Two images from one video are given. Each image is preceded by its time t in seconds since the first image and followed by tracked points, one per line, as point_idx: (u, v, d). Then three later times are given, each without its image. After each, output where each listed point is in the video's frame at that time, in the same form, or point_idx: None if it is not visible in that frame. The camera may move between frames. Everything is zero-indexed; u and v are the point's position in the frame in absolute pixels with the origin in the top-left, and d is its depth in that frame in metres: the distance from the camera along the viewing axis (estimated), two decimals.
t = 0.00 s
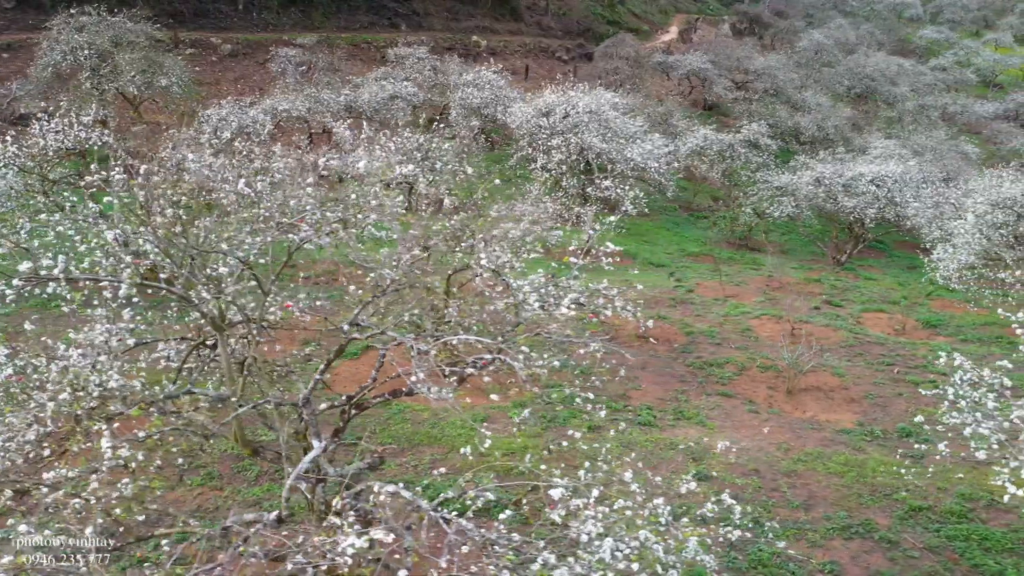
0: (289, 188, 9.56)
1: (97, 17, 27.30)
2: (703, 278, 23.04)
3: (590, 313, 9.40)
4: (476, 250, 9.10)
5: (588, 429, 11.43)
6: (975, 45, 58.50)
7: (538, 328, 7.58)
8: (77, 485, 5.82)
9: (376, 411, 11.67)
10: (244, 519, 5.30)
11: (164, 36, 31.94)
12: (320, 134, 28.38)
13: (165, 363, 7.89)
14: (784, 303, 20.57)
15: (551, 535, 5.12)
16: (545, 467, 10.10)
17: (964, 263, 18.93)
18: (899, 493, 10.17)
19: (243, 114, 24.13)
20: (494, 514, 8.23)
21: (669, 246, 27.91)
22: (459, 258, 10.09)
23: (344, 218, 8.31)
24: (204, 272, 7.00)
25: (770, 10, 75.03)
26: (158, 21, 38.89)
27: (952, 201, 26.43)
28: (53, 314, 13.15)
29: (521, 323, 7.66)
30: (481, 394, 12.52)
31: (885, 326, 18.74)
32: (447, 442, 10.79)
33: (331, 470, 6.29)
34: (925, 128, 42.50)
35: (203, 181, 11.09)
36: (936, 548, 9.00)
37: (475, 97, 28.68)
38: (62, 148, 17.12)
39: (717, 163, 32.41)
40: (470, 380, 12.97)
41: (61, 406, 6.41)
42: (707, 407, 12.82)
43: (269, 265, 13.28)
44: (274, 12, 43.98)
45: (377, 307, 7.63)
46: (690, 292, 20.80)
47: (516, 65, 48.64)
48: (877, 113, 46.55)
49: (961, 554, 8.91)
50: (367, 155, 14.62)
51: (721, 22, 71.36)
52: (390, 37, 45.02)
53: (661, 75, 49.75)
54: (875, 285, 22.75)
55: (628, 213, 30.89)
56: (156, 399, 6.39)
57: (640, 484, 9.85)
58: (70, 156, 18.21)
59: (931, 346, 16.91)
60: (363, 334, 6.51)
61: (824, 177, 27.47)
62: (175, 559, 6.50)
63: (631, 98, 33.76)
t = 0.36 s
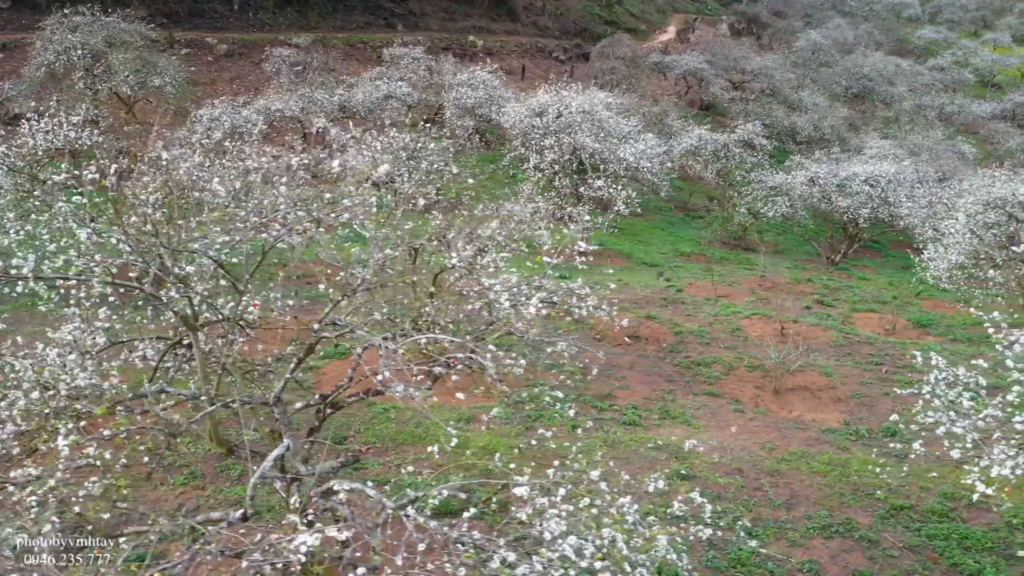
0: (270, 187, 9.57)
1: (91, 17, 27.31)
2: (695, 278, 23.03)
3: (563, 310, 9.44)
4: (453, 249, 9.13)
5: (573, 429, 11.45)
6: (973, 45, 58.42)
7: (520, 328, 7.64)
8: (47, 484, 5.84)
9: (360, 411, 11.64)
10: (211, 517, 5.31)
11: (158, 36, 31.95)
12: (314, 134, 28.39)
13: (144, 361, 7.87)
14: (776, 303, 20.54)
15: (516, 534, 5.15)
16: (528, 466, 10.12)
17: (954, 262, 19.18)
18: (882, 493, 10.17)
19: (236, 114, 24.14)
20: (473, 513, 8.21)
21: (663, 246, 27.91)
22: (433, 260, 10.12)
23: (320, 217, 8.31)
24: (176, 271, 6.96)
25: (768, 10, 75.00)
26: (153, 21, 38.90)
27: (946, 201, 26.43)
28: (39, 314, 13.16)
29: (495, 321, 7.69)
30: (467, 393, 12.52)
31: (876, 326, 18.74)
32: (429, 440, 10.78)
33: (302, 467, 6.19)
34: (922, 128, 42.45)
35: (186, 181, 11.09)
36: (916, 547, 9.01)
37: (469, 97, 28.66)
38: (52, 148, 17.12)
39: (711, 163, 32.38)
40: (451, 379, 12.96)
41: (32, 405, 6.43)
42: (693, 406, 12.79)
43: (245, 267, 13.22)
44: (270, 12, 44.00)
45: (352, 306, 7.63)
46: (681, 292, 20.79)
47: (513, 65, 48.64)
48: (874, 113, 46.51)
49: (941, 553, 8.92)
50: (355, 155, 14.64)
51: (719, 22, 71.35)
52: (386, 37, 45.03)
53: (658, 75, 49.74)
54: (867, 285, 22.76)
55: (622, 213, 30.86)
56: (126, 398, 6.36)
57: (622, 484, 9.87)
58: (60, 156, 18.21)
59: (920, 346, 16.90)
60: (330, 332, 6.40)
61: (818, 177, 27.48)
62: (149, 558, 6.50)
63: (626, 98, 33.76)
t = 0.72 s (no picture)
0: (251, 185, 9.56)
1: (84, 17, 27.30)
2: (688, 278, 23.00)
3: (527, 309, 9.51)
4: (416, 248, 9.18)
5: (557, 428, 11.50)
6: (971, 45, 58.33)
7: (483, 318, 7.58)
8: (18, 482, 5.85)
9: (344, 410, 11.66)
10: (178, 515, 5.32)
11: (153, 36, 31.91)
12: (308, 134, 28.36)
13: (120, 361, 7.86)
14: (767, 302, 20.55)
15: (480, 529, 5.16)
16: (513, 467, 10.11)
17: (945, 262, 19.18)
18: (864, 492, 10.17)
19: (229, 114, 24.13)
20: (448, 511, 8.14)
21: (657, 246, 27.91)
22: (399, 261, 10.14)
23: (298, 216, 8.31)
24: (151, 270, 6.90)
25: (766, 10, 74.99)
26: (149, 21, 38.90)
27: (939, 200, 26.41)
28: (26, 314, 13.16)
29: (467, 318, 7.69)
30: (454, 394, 12.56)
31: (866, 326, 18.71)
32: (412, 439, 10.78)
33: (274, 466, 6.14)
34: (918, 128, 42.40)
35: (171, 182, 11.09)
36: (895, 546, 9.01)
37: (463, 97, 28.64)
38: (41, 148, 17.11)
39: (706, 163, 32.35)
40: (435, 377, 13.00)
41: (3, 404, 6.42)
42: (679, 406, 12.78)
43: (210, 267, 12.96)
44: (266, 12, 44.01)
45: (328, 304, 7.63)
46: (672, 292, 20.78)
47: (510, 65, 48.64)
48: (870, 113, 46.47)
49: (920, 552, 8.92)
50: (343, 154, 14.65)
51: (716, 22, 71.30)
52: (383, 37, 45.02)
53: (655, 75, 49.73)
54: (860, 284, 22.74)
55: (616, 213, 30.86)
56: (98, 396, 6.34)
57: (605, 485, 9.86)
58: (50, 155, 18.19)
59: (910, 345, 16.87)
60: (299, 332, 6.22)
61: (812, 177, 27.44)
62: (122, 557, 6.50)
63: (621, 98, 33.77)
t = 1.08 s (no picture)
0: (231, 185, 9.54)
1: (78, 17, 27.30)
2: (680, 278, 22.98)
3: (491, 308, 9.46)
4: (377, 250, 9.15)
5: (541, 428, 11.54)
6: (969, 45, 58.30)
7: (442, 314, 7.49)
8: None
9: (328, 408, 11.73)
10: (144, 514, 5.33)
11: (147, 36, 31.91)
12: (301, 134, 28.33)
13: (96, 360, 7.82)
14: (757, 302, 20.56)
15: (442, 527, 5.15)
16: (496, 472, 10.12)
17: (935, 262, 19.16)
18: (846, 491, 10.17)
19: (222, 114, 24.14)
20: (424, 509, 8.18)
21: (650, 246, 27.91)
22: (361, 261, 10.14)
23: (277, 216, 8.33)
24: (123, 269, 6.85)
25: (764, 10, 75.01)
26: (144, 21, 38.90)
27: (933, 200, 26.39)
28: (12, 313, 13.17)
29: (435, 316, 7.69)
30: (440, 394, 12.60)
31: (857, 326, 18.71)
32: (394, 439, 10.80)
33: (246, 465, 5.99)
34: (915, 127, 42.36)
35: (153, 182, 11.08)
36: (874, 545, 9.02)
37: (457, 97, 28.63)
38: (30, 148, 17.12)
39: (700, 162, 32.33)
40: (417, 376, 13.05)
41: None
42: (664, 406, 12.79)
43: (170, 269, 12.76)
44: (262, 13, 44.01)
45: (301, 305, 7.66)
46: (663, 292, 20.78)
47: (506, 65, 48.65)
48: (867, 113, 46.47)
49: (898, 552, 8.93)
50: (330, 154, 14.63)
51: (714, 22, 71.23)
52: (379, 37, 45.02)
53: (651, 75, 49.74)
54: (852, 284, 22.75)
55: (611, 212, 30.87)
56: (68, 396, 6.32)
57: (585, 488, 9.90)
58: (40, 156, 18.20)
59: (899, 344, 16.88)
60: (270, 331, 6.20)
61: (806, 177, 27.43)
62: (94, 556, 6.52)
63: (615, 98, 33.77)
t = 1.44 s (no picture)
0: (209, 185, 9.54)
1: (70, 17, 27.29)
2: (671, 278, 22.97)
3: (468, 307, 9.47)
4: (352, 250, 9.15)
5: (523, 427, 11.58)
6: (967, 45, 58.25)
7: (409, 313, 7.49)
8: None
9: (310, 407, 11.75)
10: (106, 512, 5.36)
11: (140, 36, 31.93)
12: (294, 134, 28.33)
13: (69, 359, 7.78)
14: (747, 302, 20.54)
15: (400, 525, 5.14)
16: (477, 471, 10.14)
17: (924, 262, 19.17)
18: (825, 490, 10.17)
19: (213, 114, 24.17)
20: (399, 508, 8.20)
21: (643, 246, 27.90)
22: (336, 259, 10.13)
23: (252, 215, 8.32)
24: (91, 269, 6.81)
25: (762, 10, 75.02)
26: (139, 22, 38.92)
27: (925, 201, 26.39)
28: None
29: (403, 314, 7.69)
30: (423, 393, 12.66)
31: (846, 326, 18.73)
32: (375, 438, 10.80)
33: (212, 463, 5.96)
34: (911, 127, 42.32)
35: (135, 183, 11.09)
36: (850, 544, 9.03)
37: (450, 97, 28.57)
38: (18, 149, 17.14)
39: (694, 162, 32.32)
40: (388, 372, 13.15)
41: None
42: (648, 405, 12.79)
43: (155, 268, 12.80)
44: (258, 12, 44.03)
45: (273, 304, 7.65)
46: (654, 292, 20.78)
47: (502, 65, 48.66)
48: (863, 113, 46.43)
49: (874, 550, 8.93)
50: (317, 154, 14.62)
51: (712, 22, 71.18)
52: (375, 37, 45.04)
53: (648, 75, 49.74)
54: (842, 284, 22.76)
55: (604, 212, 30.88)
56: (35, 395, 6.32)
57: (564, 488, 9.91)
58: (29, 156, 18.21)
59: (887, 344, 16.91)
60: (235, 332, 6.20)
61: (799, 177, 27.43)
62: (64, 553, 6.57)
63: (609, 98, 33.76)
